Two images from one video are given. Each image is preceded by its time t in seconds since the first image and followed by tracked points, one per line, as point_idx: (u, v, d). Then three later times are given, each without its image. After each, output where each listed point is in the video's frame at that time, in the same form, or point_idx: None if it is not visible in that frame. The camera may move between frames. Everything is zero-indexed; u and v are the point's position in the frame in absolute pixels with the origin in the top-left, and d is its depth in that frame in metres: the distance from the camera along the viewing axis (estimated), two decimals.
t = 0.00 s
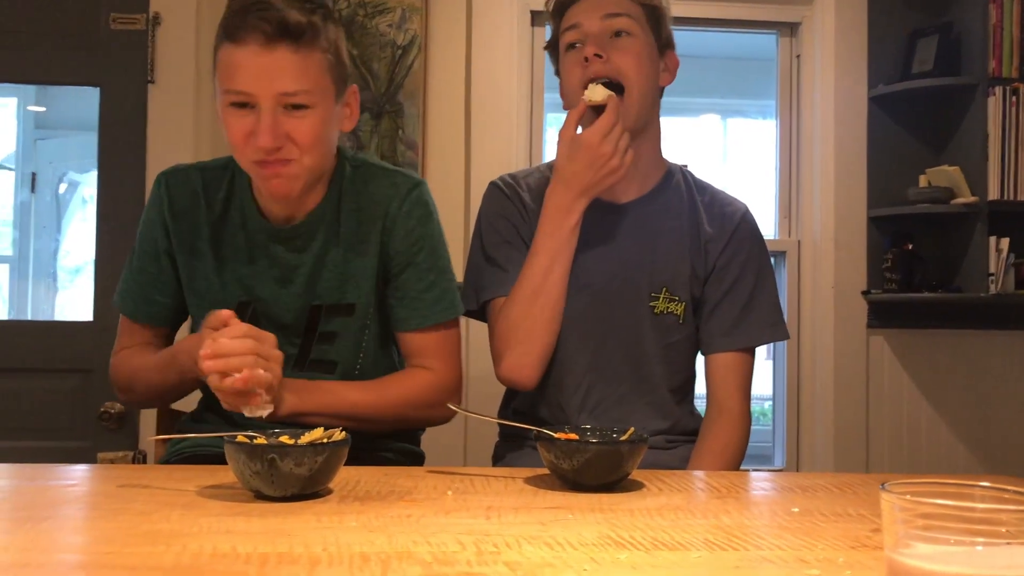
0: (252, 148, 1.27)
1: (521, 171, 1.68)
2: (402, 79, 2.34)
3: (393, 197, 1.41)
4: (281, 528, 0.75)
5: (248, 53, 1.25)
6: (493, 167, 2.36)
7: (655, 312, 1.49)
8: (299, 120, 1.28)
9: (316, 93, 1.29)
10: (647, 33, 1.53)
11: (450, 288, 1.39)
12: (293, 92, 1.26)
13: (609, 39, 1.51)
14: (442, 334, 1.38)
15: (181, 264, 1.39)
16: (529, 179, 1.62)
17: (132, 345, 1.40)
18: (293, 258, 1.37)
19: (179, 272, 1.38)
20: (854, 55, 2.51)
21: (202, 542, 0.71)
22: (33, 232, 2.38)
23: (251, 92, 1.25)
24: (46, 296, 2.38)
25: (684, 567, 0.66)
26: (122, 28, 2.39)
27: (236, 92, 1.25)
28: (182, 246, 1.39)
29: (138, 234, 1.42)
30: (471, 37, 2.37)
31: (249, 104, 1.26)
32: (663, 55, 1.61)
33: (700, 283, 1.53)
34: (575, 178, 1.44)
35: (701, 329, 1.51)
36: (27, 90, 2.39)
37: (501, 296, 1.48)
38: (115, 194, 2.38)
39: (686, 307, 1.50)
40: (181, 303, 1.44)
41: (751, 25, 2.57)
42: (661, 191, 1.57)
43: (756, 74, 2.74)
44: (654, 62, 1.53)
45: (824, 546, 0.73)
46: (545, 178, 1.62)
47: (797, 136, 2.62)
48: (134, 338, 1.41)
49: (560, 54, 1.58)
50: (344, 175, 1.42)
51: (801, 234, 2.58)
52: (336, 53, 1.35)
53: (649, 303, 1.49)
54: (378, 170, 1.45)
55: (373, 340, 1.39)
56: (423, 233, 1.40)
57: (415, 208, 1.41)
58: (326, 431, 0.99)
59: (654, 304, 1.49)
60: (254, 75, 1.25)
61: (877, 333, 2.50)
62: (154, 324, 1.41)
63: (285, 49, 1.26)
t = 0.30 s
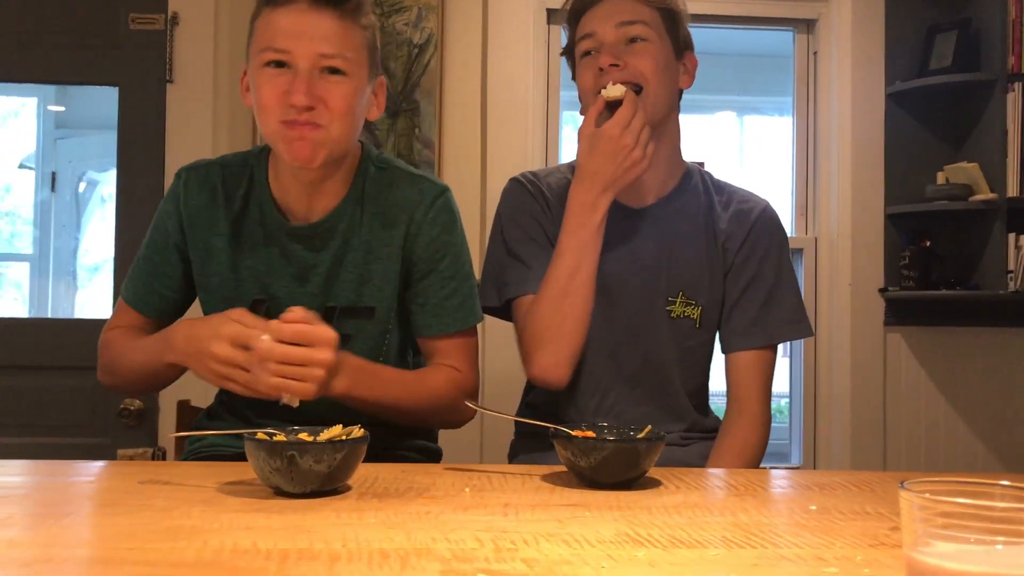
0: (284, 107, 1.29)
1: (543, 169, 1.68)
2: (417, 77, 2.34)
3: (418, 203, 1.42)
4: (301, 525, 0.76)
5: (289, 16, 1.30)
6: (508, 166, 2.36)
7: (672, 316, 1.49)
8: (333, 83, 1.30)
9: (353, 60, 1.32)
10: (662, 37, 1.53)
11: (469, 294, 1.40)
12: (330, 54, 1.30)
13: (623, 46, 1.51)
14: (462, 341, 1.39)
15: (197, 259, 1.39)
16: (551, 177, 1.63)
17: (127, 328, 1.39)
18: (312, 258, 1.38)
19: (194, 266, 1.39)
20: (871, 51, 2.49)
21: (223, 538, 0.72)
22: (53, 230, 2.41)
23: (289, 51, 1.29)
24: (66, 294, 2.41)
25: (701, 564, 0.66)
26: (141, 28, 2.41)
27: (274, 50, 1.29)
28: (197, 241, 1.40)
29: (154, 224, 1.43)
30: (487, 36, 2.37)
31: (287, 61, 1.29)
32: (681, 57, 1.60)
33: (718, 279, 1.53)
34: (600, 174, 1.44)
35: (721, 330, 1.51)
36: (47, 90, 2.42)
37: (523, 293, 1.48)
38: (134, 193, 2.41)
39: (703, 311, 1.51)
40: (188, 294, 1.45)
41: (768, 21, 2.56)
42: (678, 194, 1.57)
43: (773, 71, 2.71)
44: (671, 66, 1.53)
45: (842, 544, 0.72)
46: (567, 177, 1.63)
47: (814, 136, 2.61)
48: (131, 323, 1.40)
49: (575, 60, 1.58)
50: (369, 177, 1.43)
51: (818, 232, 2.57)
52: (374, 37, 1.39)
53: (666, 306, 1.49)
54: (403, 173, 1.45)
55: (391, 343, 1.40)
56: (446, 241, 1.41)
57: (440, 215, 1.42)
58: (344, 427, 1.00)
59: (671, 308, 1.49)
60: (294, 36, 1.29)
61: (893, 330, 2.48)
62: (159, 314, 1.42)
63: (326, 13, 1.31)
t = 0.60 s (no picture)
0: (312, 78, 1.36)
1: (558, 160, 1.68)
2: (429, 78, 2.34)
3: (430, 201, 1.44)
4: (315, 525, 0.76)
5: None
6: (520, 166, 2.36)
7: (689, 314, 1.48)
8: (359, 60, 1.37)
9: (378, 42, 1.39)
10: (680, 30, 1.53)
11: (481, 291, 1.44)
12: (358, 33, 1.37)
13: (641, 39, 1.51)
14: (469, 334, 1.42)
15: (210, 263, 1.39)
16: (567, 168, 1.62)
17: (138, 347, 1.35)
18: (326, 256, 1.39)
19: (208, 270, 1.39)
20: (884, 50, 2.48)
21: (238, 538, 0.72)
22: (66, 232, 2.42)
23: (320, 28, 1.36)
24: (79, 295, 2.42)
25: (716, 565, 0.66)
26: (154, 30, 2.42)
27: (306, 27, 1.37)
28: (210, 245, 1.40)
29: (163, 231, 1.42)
30: (498, 36, 2.37)
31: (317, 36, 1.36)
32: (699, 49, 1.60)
33: (735, 272, 1.52)
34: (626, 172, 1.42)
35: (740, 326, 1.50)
36: (61, 92, 2.44)
37: (543, 288, 1.47)
38: (146, 194, 2.42)
39: (720, 308, 1.50)
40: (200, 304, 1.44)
41: (780, 20, 2.55)
42: (695, 184, 1.58)
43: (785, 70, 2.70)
44: (688, 57, 1.53)
45: (857, 545, 0.72)
46: (583, 169, 1.62)
47: (827, 138, 2.59)
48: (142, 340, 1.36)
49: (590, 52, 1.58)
50: (382, 176, 1.45)
51: (831, 231, 2.56)
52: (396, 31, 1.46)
53: (683, 305, 1.49)
54: (413, 172, 1.48)
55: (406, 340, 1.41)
56: (458, 239, 1.44)
57: (454, 213, 1.45)
58: (358, 427, 1.00)
59: (688, 306, 1.49)
60: (326, 15, 1.37)
61: (906, 330, 2.47)
62: (179, 326, 1.40)
63: None
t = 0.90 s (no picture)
0: (318, 121, 1.31)
1: (561, 163, 1.68)
2: (435, 82, 2.35)
3: (431, 199, 1.46)
4: (322, 529, 0.77)
5: (324, 31, 1.31)
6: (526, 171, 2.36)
7: (694, 317, 1.49)
8: (365, 101, 1.31)
9: (382, 76, 1.33)
10: (679, 30, 1.52)
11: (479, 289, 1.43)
12: (364, 71, 1.30)
13: (639, 41, 1.51)
14: (469, 329, 1.41)
15: (211, 266, 1.40)
16: (569, 172, 1.62)
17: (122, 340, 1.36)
18: (328, 256, 1.40)
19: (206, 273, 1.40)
20: (890, 55, 2.48)
21: (245, 542, 0.72)
22: (72, 235, 2.43)
23: (325, 68, 1.30)
24: (85, 298, 2.43)
25: (721, 570, 0.66)
26: (161, 35, 2.44)
27: (310, 65, 1.30)
28: (210, 248, 1.41)
29: (162, 236, 1.44)
30: (503, 41, 2.38)
31: (320, 79, 1.30)
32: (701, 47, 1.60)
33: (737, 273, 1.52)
34: (625, 184, 1.42)
35: (742, 328, 1.49)
36: (68, 96, 2.45)
37: (543, 292, 1.48)
38: (153, 198, 2.43)
39: (724, 309, 1.50)
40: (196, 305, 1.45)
41: (785, 25, 2.55)
42: (696, 189, 1.57)
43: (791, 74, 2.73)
44: (688, 58, 1.53)
45: (862, 550, 0.72)
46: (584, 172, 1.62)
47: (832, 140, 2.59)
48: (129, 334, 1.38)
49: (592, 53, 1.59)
50: (383, 176, 1.47)
51: (836, 236, 2.55)
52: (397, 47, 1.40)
53: (688, 307, 1.49)
54: (415, 172, 1.49)
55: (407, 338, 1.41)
56: (457, 234, 1.44)
57: (452, 210, 1.46)
58: (364, 432, 1.01)
59: (692, 307, 1.49)
60: (330, 53, 1.30)
61: (912, 334, 2.47)
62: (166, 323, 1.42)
63: (361, 28, 1.31)
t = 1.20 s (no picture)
0: (326, 136, 1.31)
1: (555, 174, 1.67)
2: (436, 88, 2.36)
3: (443, 211, 1.48)
4: (323, 534, 0.77)
5: (334, 45, 1.30)
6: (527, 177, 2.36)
7: (688, 320, 1.49)
8: (375, 116, 1.31)
9: (392, 89, 1.33)
10: (672, 42, 1.54)
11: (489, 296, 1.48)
12: (373, 86, 1.30)
13: (633, 52, 1.52)
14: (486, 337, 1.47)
15: (215, 275, 1.40)
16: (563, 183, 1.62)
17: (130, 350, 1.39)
18: (338, 263, 1.41)
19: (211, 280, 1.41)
20: (890, 61, 2.48)
21: (247, 547, 0.72)
22: (73, 241, 2.44)
23: (334, 84, 1.29)
24: (86, 304, 2.43)
25: None
26: (163, 41, 2.44)
27: (319, 80, 1.30)
28: (214, 256, 1.41)
29: (165, 243, 1.44)
30: (505, 47, 2.39)
31: (329, 94, 1.30)
32: (690, 59, 1.60)
33: (729, 279, 1.52)
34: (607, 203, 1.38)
35: (732, 334, 1.50)
36: (69, 102, 2.46)
37: (537, 303, 1.49)
38: (154, 204, 2.43)
39: (717, 313, 1.50)
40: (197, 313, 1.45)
41: (785, 32, 2.56)
42: (690, 195, 1.57)
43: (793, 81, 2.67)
44: (679, 70, 1.54)
45: (862, 556, 0.72)
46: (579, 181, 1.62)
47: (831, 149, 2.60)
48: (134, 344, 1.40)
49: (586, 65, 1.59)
50: (393, 187, 1.49)
51: (837, 242, 2.56)
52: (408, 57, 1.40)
53: (681, 311, 1.49)
54: (424, 184, 1.52)
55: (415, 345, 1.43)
56: (471, 247, 1.48)
57: (464, 224, 1.49)
58: (366, 438, 1.01)
59: (686, 311, 1.49)
60: (339, 68, 1.30)
61: (912, 340, 2.47)
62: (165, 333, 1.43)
63: (371, 43, 1.31)
